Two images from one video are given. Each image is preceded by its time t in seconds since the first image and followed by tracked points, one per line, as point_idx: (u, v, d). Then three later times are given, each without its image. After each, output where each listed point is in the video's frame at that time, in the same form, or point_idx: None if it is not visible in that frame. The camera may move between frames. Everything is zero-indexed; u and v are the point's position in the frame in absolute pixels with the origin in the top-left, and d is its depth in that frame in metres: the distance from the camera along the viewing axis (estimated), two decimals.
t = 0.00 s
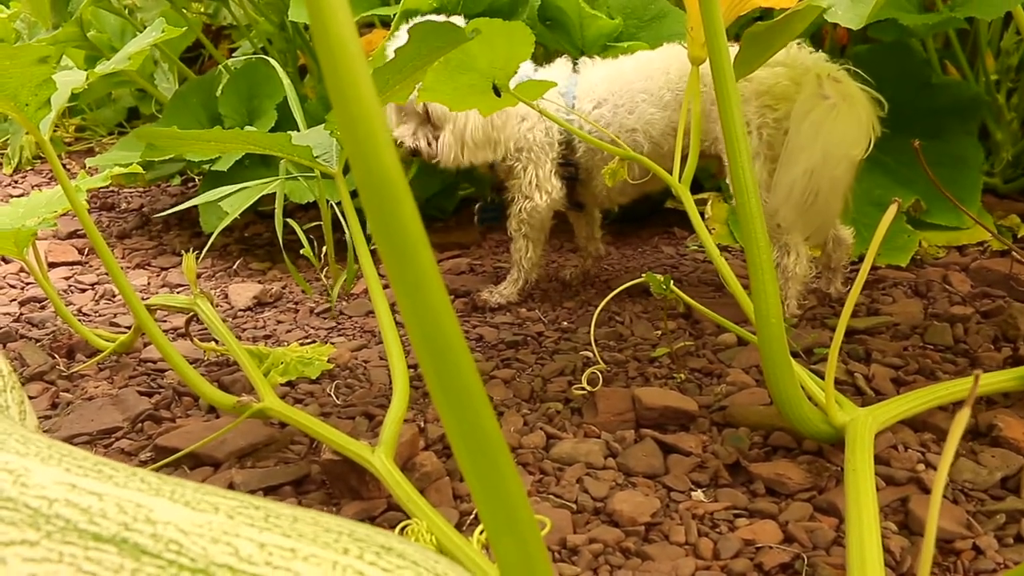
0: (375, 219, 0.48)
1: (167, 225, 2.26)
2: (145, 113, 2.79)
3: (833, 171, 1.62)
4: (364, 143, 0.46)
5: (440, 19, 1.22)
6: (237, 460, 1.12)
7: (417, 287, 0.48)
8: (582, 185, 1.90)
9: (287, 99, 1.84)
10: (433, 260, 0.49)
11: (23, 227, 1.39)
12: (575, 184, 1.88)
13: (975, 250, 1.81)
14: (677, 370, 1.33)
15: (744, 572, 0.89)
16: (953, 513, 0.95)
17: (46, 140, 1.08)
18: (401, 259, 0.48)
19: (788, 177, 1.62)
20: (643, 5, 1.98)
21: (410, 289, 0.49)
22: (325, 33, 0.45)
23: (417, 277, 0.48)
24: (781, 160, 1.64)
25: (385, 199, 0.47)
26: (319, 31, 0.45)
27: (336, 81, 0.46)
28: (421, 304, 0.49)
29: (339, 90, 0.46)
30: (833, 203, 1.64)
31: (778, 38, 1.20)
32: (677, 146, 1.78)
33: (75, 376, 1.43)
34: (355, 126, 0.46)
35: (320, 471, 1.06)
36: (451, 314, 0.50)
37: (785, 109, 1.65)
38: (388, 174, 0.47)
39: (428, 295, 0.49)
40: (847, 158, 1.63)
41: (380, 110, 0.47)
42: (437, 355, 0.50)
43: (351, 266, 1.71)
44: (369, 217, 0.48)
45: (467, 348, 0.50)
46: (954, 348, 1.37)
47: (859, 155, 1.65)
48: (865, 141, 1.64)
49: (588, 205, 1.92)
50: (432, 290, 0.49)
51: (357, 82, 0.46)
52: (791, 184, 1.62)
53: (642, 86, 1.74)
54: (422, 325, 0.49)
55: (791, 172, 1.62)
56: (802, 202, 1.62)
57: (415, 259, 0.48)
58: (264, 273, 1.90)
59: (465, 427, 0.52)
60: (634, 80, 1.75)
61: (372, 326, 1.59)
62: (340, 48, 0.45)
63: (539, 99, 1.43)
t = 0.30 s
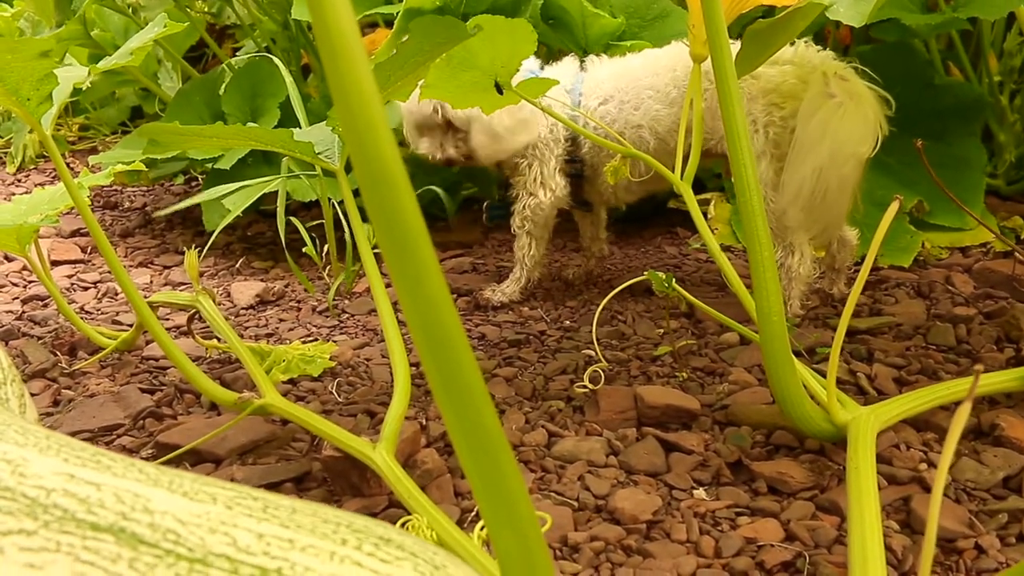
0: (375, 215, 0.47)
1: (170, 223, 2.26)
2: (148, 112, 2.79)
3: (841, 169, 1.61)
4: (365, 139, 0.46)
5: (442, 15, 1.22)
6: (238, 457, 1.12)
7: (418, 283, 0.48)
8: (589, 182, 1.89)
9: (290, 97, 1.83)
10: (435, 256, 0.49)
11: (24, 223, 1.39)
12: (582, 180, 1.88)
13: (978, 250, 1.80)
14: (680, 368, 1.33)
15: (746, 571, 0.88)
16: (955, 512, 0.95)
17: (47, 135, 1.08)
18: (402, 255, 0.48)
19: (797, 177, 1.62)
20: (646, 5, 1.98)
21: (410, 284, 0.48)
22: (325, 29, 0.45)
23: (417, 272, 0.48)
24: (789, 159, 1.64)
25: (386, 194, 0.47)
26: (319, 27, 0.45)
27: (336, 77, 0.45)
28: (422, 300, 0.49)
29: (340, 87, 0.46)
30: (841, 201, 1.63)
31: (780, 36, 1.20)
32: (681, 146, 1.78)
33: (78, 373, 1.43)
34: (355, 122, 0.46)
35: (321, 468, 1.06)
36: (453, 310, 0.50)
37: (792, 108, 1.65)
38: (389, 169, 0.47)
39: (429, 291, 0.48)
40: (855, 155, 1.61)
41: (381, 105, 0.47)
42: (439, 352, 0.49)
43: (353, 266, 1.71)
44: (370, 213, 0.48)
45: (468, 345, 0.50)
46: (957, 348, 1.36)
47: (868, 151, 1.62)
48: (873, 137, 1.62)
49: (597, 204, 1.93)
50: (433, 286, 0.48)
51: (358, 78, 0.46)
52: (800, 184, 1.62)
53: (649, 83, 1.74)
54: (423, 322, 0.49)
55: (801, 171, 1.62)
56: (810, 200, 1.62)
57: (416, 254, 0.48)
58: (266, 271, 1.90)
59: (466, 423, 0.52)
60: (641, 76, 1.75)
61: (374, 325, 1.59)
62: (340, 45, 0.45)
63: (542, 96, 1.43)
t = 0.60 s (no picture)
0: (379, 214, 0.47)
1: (172, 223, 2.26)
2: (151, 112, 2.79)
3: (841, 167, 1.60)
4: (369, 138, 0.46)
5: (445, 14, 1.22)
6: (240, 457, 1.12)
7: (422, 283, 0.48)
8: (592, 183, 1.89)
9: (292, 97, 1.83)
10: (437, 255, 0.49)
11: (27, 223, 1.39)
12: (585, 180, 1.88)
13: (981, 250, 1.79)
14: (682, 368, 1.33)
15: (749, 571, 0.88)
16: (958, 511, 0.95)
17: (51, 134, 1.08)
18: (406, 254, 0.48)
19: (797, 173, 1.61)
20: (649, 5, 1.98)
21: (413, 284, 0.48)
22: (329, 28, 0.45)
23: (421, 272, 0.48)
24: (789, 156, 1.64)
25: (389, 193, 0.47)
26: (323, 27, 0.45)
27: (340, 76, 0.45)
28: (425, 300, 0.48)
29: (344, 86, 0.45)
30: (842, 200, 1.62)
31: (784, 35, 1.20)
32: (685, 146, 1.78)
33: (80, 373, 1.43)
34: (359, 121, 0.46)
35: (324, 468, 1.06)
36: (455, 309, 0.50)
37: (793, 106, 1.66)
38: (392, 168, 0.46)
39: (432, 290, 0.48)
40: (855, 153, 1.61)
41: (383, 104, 0.46)
42: (441, 351, 0.49)
43: (355, 265, 1.71)
44: (373, 212, 0.48)
45: (471, 345, 0.50)
46: (960, 348, 1.36)
47: (868, 150, 1.62)
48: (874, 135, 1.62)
49: (597, 203, 1.92)
50: (436, 286, 0.48)
51: (361, 78, 0.45)
52: (800, 179, 1.61)
53: (652, 85, 1.74)
54: (426, 321, 0.49)
55: (800, 167, 1.61)
56: (810, 198, 1.61)
57: (420, 254, 0.48)
58: (269, 271, 1.90)
59: (469, 424, 0.52)
60: (644, 78, 1.74)
61: (377, 324, 1.59)
62: (344, 44, 0.44)
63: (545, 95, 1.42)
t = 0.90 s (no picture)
0: (387, 217, 0.48)
1: (175, 225, 2.26)
2: (153, 113, 2.79)
3: (843, 171, 1.62)
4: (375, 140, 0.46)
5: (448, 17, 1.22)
6: (245, 460, 1.12)
7: (429, 284, 0.48)
8: (593, 184, 1.88)
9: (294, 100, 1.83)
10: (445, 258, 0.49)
11: (31, 226, 1.39)
12: (586, 182, 1.87)
13: (985, 250, 1.80)
14: (686, 370, 1.33)
15: (755, 573, 0.88)
16: (964, 513, 0.95)
17: (56, 138, 1.08)
18: (414, 257, 0.48)
19: (801, 174, 1.62)
20: (652, 6, 1.98)
21: (422, 286, 0.48)
22: (337, 33, 0.45)
23: (429, 274, 0.48)
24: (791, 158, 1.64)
25: (397, 196, 0.47)
26: (332, 32, 0.45)
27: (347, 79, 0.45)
28: (433, 302, 0.49)
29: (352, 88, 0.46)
30: (844, 202, 1.63)
31: (788, 36, 1.20)
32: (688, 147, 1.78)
33: (84, 375, 1.43)
34: (368, 125, 0.46)
35: (329, 470, 1.06)
36: (463, 312, 0.50)
37: (795, 108, 1.65)
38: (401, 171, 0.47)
39: (440, 292, 0.49)
40: (858, 155, 1.62)
41: (391, 108, 0.47)
42: (448, 353, 0.50)
43: (359, 267, 1.71)
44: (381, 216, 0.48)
45: (479, 347, 0.50)
46: (964, 348, 1.36)
47: (870, 151, 1.63)
48: (876, 138, 1.63)
49: (599, 204, 1.92)
50: (444, 288, 0.49)
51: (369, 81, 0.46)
52: (803, 183, 1.61)
53: (652, 86, 1.74)
54: (434, 324, 0.49)
55: (803, 170, 1.62)
56: (812, 202, 1.62)
57: (427, 257, 0.48)
58: (272, 273, 1.90)
59: (477, 425, 0.52)
60: (644, 79, 1.75)
61: (380, 326, 1.59)
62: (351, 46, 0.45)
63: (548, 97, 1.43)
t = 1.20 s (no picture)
0: (395, 222, 0.48)
1: (180, 228, 2.26)
2: (157, 116, 2.79)
3: (846, 173, 1.61)
4: (384, 146, 0.46)
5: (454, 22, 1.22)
6: (252, 465, 1.12)
7: (438, 289, 0.48)
8: (596, 188, 1.88)
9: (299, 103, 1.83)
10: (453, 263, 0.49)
11: (37, 230, 1.40)
12: (590, 185, 1.87)
13: (990, 252, 1.80)
14: (693, 373, 1.33)
15: None
16: (973, 518, 0.95)
17: (62, 144, 1.08)
18: (423, 262, 0.48)
19: (803, 177, 1.61)
20: (657, 8, 1.98)
21: (431, 290, 0.48)
22: (346, 34, 0.45)
23: (437, 280, 0.48)
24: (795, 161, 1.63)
25: (406, 201, 0.47)
26: (340, 33, 0.45)
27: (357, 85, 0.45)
28: (442, 308, 0.49)
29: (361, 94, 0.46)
30: (847, 205, 1.63)
31: (794, 41, 1.20)
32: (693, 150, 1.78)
33: (90, 380, 1.43)
34: (377, 130, 0.46)
35: (336, 476, 1.06)
36: (472, 317, 0.50)
37: (799, 111, 1.65)
38: (410, 176, 0.47)
39: (449, 296, 0.49)
40: (861, 159, 1.62)
41: (400, 114, 0.47)
42: (456, 357, 0.50)
43: (364, 270, 1.71)
44: (389, 219, 0.48)
45: (488, 352, 0.50)
46: (971, 351, 1.36)
47: (874, 155, 1.63)
48: (880, 142, 1.63)
49: (603, 208, 1.92)
50: (453, 293, 0.49)
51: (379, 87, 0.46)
52: (807, 186, 1.61)
53: (656, 89, 1.73)
54: (443, 329, 0.49)
55: (806, 173, 1.61)
56: (815, 205, 1.61)
57: (436, 262, 0.48)
58: (277, 276, 1.90)
59: (485, 430, 0.52)
60: (648, 83, 1.74)
61: (386, 330, 1.59)
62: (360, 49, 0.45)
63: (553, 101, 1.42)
